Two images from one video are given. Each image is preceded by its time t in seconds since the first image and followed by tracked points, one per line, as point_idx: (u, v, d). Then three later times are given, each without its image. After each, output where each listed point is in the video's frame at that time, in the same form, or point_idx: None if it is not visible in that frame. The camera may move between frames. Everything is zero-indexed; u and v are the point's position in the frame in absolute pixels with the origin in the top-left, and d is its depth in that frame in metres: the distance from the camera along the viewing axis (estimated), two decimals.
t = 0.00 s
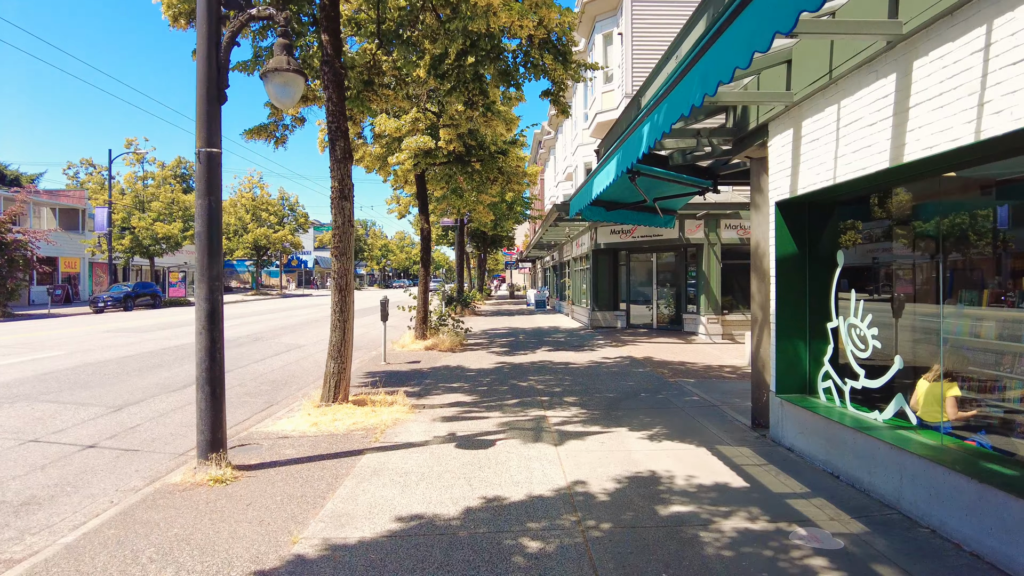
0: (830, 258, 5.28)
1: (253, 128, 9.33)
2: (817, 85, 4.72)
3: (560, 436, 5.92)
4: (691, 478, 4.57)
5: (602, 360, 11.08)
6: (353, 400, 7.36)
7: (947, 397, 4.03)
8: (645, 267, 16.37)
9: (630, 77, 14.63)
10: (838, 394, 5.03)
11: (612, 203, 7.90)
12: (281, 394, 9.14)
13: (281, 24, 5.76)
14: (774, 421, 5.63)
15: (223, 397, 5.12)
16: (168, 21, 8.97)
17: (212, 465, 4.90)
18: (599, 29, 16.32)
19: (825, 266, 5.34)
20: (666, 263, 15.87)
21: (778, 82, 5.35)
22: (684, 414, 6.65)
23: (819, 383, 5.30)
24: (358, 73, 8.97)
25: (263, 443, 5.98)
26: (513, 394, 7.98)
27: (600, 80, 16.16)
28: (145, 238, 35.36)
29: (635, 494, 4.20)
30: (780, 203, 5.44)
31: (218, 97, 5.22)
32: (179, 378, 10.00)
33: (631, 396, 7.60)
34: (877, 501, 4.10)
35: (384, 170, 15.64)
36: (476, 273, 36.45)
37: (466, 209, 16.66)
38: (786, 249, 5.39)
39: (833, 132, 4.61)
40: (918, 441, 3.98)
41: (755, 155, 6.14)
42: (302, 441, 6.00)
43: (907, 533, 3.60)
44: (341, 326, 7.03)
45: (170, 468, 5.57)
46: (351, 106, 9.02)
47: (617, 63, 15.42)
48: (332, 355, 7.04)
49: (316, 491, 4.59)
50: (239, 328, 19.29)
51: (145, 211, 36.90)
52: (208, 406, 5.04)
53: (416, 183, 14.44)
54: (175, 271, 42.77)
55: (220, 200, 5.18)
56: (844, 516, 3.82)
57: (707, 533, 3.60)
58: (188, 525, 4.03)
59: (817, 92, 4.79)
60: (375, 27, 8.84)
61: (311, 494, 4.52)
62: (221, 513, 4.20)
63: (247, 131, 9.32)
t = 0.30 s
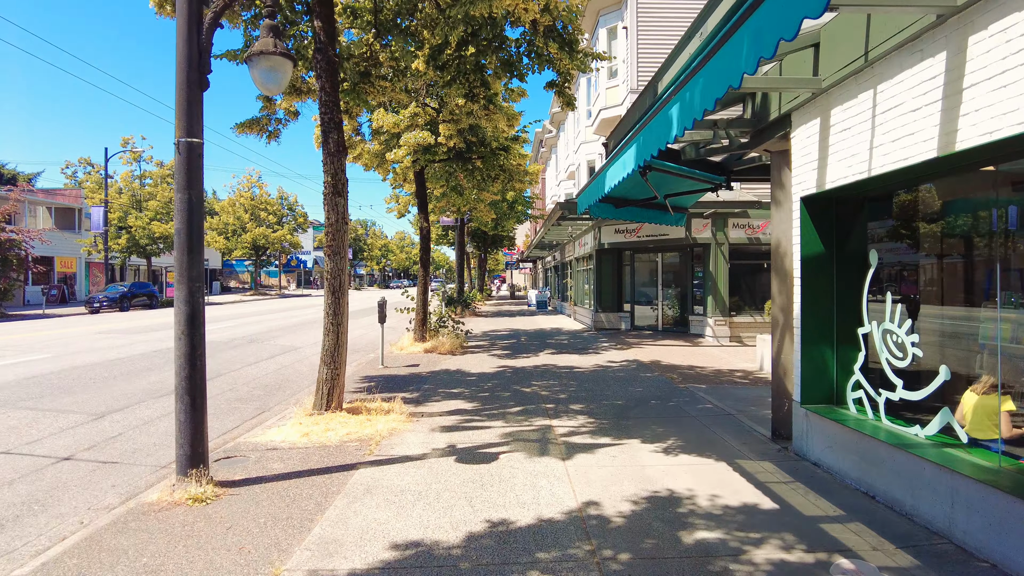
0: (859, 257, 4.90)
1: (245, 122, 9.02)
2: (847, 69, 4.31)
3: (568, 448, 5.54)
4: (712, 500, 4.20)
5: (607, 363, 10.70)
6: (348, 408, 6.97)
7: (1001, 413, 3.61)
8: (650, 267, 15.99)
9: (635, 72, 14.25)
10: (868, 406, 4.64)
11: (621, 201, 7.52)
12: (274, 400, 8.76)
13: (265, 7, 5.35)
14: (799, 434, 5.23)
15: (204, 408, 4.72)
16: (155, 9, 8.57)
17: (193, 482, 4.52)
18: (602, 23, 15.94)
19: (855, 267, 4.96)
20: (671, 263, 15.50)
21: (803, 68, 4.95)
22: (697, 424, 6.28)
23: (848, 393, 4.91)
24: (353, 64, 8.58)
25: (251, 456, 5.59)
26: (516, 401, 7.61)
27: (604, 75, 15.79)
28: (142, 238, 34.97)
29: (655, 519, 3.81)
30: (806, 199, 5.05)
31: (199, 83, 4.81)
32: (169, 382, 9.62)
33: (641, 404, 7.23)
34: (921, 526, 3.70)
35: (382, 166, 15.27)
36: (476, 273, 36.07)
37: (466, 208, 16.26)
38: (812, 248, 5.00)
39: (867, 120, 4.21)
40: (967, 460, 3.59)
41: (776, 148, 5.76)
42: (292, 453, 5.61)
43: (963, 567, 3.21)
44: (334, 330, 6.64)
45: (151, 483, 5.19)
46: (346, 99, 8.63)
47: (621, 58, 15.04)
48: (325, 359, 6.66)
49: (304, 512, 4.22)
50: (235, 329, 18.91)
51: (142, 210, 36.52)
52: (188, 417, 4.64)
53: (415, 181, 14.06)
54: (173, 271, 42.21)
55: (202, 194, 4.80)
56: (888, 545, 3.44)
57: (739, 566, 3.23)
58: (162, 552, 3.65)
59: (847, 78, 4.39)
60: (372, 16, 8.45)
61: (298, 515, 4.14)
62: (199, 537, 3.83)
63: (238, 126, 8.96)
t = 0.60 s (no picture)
0: (888, 250, 4.53)
1: (235, 113, 8.64)
2: (881, 45, 3.93)
3: (574, 456, 5.18)
4: (733, 516, 3.84)
5: (612, 364, 10.33)
6: (340, 412, 6.60)
7: None
8: (654, 266, 15.62)
9: (639, 65, 13.89)
10: (899, 413, 4.27)
11: (629, 194, 7.15)
12: (264, 403, 8.39)
13: None
14: (822, 441, 4.85)
15: (181, 415, 4.35)
16: None
17: (167, 496, 4.15)
18: (606, 16, 15.56)
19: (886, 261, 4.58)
20: (676, 262, 15.13)
21: (829, 47, 4.57)
22: (710, 430, 5.91)
23: (877, 397, 4.55)
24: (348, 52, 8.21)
25: (235, 466, 5.23)
26: (518, 404, 7.25)
27: (607, 69, 15.41)
28: (138, 238, 34.59)
29: (672, 540, 3.46)
30: (830, 189, 4.68)
31: (177, 63, 4.42)
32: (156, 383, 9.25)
33: (649, 408, 6.87)
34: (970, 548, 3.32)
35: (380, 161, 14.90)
36: (476, 273, 35.67)
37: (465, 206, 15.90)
38: (838, 241, 4.64)
39: (903, 101, 3.83)
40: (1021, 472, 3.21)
41: (795, 136, 5.40)
42: (278, 462, 5.25)
43: None
44: (325, 329, 6.28)
45: (125, 494, 4.82)
46: (340, 89, 8.26)
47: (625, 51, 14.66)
48: (314, 360, 6.30)
49: (286, 529, 3.85)
50: (230, 329, 18.53)
51: (138, 209, 36.10)
52: (163, 423, 4.26)
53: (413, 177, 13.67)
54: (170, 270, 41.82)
55: (178, 183, 4.42)
56: (935, 571, 3.08)
57: None
58: None
59: (880, 56, 4.01)
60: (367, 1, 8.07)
61: (280, 533, 3.78)
62: (169, 558, 3.47)
63: (228, 117, 8.60)
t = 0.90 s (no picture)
0: (923, 255, 4.15)
1: (222, 108, 8.27)
2: (924, 25, 3.54)
3: (581, 475, 4.80)
4: (759, 549, 3.47)
5: (616, 370, 9.95)
6: (330, 425, 6.22)
7: None
8: (658, 267, 15.24)
9: (643, 61, 13.52)
10: (939, 432, 3.88)
11: (637, 192, 6.76)
12: (253, 412, 8.00)
13: None
14: (849, 461, 4.47)
15: (152, 434, 3.96)
16: None
17: (134, 524, 3.77)
18: (608, 11, 15.20)
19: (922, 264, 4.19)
20: (680, 263, 14.75)
21: (862, 30, 4.17)
22: (724, 446, 5.54)
23: (913, 413, 4.16)
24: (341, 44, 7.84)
25: (214, 485, 4.85)
26: (519, 414, 6.87)
27: (610, 65, 15.04)
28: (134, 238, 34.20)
29: None
30: (860, 186, 4.29)
31: (148, 46, 3.98)
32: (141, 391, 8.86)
33: (658, 419, 6.49)
34: None
35: (378, 159, 14.52)
36: (475, 273, 35.27)
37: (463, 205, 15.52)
38: (869, 243, 4.26)
39: (948, 87, 3.45)
40: None
41: (819, 129, 5.02)
42: (262, 482, 4.87)
43: None
44: (314, 336, 5.89)
45: (93, 518, 4.44)
46: (332, 83, 7.87)
47: (628, 46, 14.29)
48: (302, 368, 5.91)
49: (263, 562, 3.47)
50: (224, 331, 18.14)
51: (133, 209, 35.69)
52: (129, 444, 3.85)
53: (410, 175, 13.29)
54: (167, 271, 41.31)
55: (146, 180, 4.01)
56: None
57: None
58: None
59: (923, 37, 3.62)
60: None
61: (257, 568, 3.41)
62: None
63: (215, 112, 8.24)
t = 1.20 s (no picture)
0: (970, 244, 3.77)
1: (210, 95, 8.03)
2: None
3: (591, 485, 4.44)
4: (795, 571, 3.11)
5: (623, 370, 9.58)
6: (323, 429, 5.86)
7: None
8: (663, 264, 14.87)
9: (649, 52, 13.15)
10: (993, 441, 3.50)
11: (648, 182, 6.39)
12: (243, 415, 7.63)
13: None
14: (885, 470, 4.09)
15: (122, 442, 3.59)
16: None
17: (99, 542, 3.40)
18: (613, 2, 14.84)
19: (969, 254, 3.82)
20: (686, 261, 14.38)
21: None
22: (743, 453, 5.18)
23: (961, 419, 3.77)
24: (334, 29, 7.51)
25: (195, 495, 4.49)
26: (523, 417, 6.51)
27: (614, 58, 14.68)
28: (131, 236, 33.85)
29: None
30: (899, 170, 3.91)
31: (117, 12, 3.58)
32: (129, 392, 8.50)
33: (670, 423, 6.12)
34: None
35: (376, 154, 14.16)
36: (476, 273, 34.88)
37: (464, 202, 15.16)
38: (909, 232, 3.87)
39: (1009, 54, 3.07)
40: None
41: (849, 110, 4.63)
42: (247, 492, 4.51)
43: None
44: (304, 334, 5.53)
45: (62, 532, 4.07)
46: (327, 69, 7.52)
47: (633, 38, 13.92)
48: (292, 367, 5.56)
49: None
50: (219, 330, 17.77)
51: (131, 207, 35.30)
52: (95, 453, 3.48)
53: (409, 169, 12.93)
54: (165, 270, 40.96)
55: (116, 160, 3.63)
56: None
57: None
58: None
59: None
60: None
61: None
62: None
63: (202, 99, 7.96)
